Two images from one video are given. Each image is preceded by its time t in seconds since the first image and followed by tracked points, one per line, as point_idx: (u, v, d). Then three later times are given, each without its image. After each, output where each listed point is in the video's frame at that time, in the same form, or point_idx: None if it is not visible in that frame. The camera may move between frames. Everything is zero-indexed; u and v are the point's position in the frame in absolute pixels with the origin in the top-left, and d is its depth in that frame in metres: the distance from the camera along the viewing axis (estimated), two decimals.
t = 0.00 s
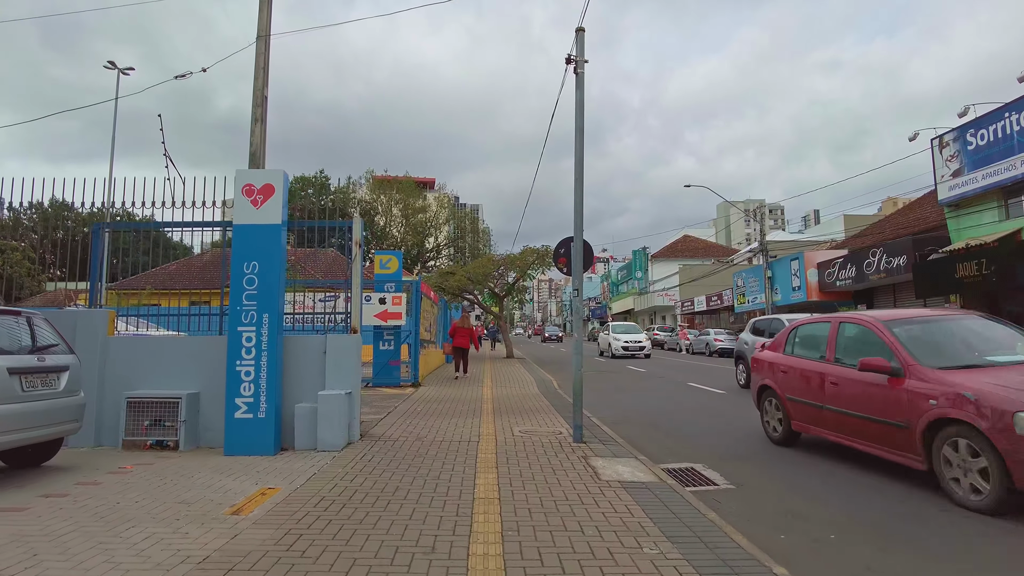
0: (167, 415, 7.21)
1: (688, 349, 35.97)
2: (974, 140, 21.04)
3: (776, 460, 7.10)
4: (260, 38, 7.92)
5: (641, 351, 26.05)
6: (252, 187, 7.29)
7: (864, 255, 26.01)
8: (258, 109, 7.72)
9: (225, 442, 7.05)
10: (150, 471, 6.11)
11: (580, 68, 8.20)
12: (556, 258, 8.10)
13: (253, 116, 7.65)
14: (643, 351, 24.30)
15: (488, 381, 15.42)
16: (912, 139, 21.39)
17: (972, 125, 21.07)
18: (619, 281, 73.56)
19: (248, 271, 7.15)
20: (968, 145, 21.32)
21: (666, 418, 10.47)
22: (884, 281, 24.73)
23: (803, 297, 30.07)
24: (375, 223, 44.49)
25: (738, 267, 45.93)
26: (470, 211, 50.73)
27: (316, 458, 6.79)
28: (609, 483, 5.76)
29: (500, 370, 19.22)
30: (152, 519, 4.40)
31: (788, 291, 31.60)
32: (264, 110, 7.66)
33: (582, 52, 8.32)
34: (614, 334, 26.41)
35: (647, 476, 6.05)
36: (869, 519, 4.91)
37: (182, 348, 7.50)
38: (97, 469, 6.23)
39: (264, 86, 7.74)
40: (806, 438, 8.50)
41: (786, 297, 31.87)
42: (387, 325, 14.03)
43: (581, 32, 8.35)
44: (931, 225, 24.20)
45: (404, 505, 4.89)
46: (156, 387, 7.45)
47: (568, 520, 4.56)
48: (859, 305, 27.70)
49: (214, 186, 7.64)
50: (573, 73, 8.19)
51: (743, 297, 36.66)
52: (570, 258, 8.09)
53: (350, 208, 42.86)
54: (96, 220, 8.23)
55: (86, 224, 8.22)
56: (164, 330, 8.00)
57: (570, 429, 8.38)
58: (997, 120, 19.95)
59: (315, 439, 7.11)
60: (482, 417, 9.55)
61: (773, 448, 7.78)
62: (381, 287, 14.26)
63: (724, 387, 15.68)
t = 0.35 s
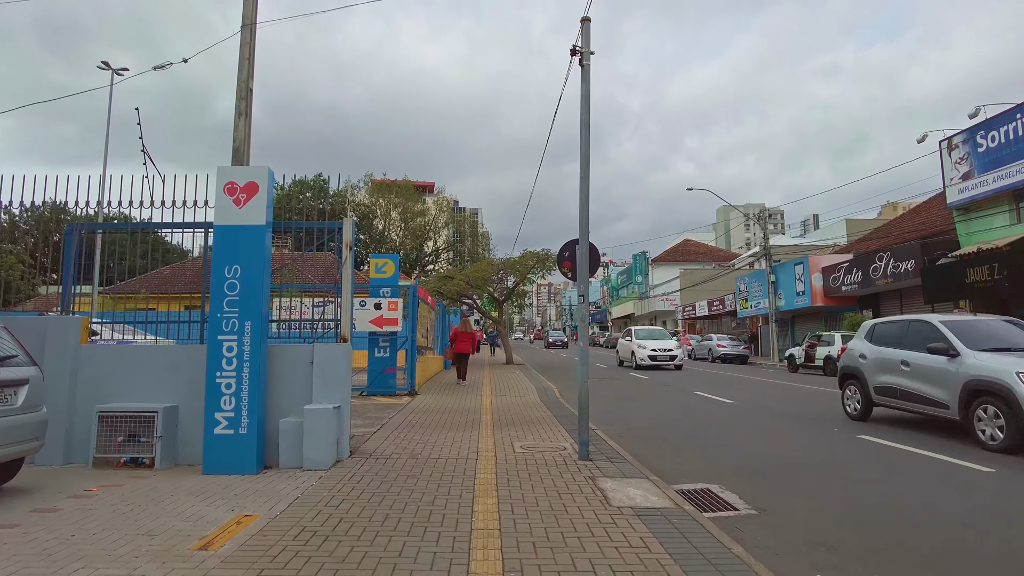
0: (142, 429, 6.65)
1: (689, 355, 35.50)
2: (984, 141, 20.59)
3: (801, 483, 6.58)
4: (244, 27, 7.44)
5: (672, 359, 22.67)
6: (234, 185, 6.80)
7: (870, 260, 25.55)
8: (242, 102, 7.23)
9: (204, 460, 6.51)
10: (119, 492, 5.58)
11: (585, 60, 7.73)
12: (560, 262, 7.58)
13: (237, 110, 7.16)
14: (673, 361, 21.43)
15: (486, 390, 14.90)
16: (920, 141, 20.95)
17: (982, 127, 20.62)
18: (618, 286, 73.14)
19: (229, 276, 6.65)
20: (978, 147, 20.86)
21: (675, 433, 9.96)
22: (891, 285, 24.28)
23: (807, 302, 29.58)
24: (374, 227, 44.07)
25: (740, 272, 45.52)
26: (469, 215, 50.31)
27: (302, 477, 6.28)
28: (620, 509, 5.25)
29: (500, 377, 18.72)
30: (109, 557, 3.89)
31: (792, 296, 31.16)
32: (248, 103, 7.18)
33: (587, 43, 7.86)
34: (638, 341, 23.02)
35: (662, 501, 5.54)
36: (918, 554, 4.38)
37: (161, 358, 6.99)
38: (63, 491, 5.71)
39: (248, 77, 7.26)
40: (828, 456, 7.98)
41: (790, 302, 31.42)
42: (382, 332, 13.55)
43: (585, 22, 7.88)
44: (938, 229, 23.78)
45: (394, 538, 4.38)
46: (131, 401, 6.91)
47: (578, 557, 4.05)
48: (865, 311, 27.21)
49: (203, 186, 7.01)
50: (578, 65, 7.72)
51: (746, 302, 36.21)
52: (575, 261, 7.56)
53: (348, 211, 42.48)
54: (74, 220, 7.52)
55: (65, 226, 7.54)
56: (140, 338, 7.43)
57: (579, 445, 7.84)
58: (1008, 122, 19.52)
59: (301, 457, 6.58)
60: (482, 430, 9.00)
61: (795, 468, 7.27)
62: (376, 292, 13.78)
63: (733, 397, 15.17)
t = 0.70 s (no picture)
0: (106, 448, 6.08)
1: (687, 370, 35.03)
2: (986, 153, 20.32)
3: (820, 509, 6.12)
4: (225, 20, 7.01)
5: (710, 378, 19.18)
6: (211, 185, 6.33)
7: (870, 273, 25.21)
8: (222, 98, 6.78)
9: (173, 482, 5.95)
10: (75, 519, 5.06)
11: (585, 57, 7.34)
12: (560, 269, 7.13)
13: (216, 106, 6.71)
14: (714, 382, 17.99)
15: (481, 406, 14.38)
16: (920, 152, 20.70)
17: (984, 138, 20.37)
18: (614, 301, 72.75)
19: (203, 282, 6.16)
20: (979, 159, 20.60)
21: (680, 452, 9.49)
22: (892, 299, 23.91)
23: (806, 316, 29.20)
24: (368, 241, 43.66)
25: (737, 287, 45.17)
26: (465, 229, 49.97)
27: (280, 501, 5.76)
28: (627, 538, 4.75)
29: (494, 393, 18.21)
30: None
31: (790, 311, 30.79)
32: (228, 99, 6.74)
33: (587, 40, 7.47)
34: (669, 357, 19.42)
35: (674, 529, 5.04)
36: None
37: (129, 371, 6.45)
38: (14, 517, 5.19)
39: (228, 72, 6.83)
40: (843, 478, 7.53)
41: (788, 317, 31.03)
42: (372, 345, 13.03)
43: (586, 18, 7.49)
44: (939, 242, 23.49)
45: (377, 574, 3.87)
46: (96, 418, 6.36)
47: None
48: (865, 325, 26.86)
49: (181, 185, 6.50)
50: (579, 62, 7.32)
51: (743, 316, 35.83)
52: (576, 268, 7.11)
53: (342, 225, 42.10)
54: (35, 223, 6.80)
55: (26, 230, 6.83)
56: (111, 346, 6.86)
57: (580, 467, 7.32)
58: (1010, 133, 19.27)
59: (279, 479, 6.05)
60: (475, 450, 8.48)
61: (811, 493, 6.81)
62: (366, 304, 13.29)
63: (735, 414, 14.72)
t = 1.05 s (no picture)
0: (69, 464, 5.58)
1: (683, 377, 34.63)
2: (987, 158, 20.04)
3: (845, 529, 5.68)
4: (205, 4, 6.56)
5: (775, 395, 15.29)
6: (188, 179, 5.86)
7: (869, 280, 24.90)
8: (201, 87, 6.31)
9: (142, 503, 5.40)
10: (29, 545, 4.55)
11: (589, 47, 6.94)
12: (562, 271, 6.70)
13: (194, 97, 6.24)
14: (783, 401, 14.20)
15: (477, 416, 13.88)
16: (922, 157, 20.42)
17: (986, 143, 20.09)
18: (608, 308, 72.48)
19: (178, 283, 5.67)
20: (981, 164, 20.32)
21: (686, 465, 9.05)
22: (892, 306, 23.57)
23: (805, 323, 28.86)
24: (361, 248, 43.25)
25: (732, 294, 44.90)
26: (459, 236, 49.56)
27: (261, 522, 5.27)
28: (643, 568, 4.28)
29: (489, 402, 17.72)
30: None
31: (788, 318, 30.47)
32: (208, 90, 6.28)
33: (591, 30, 7.08)
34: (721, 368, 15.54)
35: (693, 555, 4.58)
36: None
37: (95, 380, 5.95)
38: None
39: (208, 60, 6.36)
40: (864, 493, 7.10)
41: (786, 324, 30.70)
42: (363, 352, 12.55)
43: (590, 6, 7.09)
44: (938, 249, 23.23)
45: None
46: (60, 431, 5.87)
47: None
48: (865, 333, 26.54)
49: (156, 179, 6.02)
50: (583, 52, 6.91)
51: (740, 324, 35.49)
52: (579, 270, 6.67)
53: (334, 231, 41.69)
54: None
55: None
56: (78, 351, 6.23)
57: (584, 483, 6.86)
58: (1012, 138, 18.99)
59: (259, 498, 5.52)
60: (471, 464, 8.00)
61: (833, 510, 6.37)
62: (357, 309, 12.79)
63: (739, 423, 14.30)
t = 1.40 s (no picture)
0: (31, 478, 5.05)
1: (683, 383, 34.15)
2: (996, 160, 19.66)
3: (885, 551, 5.19)
4: None
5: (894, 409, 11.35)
6: (166, 166, 5.35)
7: (874, 283, 24.48)
8: (182, 66, 5.79)
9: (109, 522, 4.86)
10: None
11: (602, 28, 6.46)
12: (572, 268, 6.20)
13: (175, 77, 5.72)
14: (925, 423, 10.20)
15: (476, 422, 13.33)
16: (929, 159, 20.03)
17: (994, 144, 19.72)
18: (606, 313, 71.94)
19: (153, 279, 5.16)
20: (989, 166, 19.93)
21: (698, 475, 8.56)
22: (898, 310, 23.15)
23: (808, 327, 28.42)
24: (357, 252, 42.78)
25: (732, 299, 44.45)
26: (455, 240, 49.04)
27: (241, 544, 4.74)
28: None
29: (487, 407, 17.21)
30: None
31: (790, 322, 30.04)
32: (188, 69, 5.76)
33: (604, 10, 6.59)
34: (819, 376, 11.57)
35: None
36: None
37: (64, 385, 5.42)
38: None
39: (189, 37, 5.84)
40: (893, 506, 6.63)
41: (788, 328, 30.26)
42: (358, 356, 12.03)
43: None
44: (944, 252, 22.84)
45: None
46: (24, 441, 5.33)
47: None
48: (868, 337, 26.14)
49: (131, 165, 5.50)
50: (595, 33, 6.43)
51: (741, 328, 35.05)
52: (590, 268, 6.16)
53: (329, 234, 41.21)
54: None
55: None
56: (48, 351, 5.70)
57: (596, 498, 6.36)
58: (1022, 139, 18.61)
59: (241, 517, 4.99)
60: (471, 475, 7.48)
61: (866, 527, 5.89)
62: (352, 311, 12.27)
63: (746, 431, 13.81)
